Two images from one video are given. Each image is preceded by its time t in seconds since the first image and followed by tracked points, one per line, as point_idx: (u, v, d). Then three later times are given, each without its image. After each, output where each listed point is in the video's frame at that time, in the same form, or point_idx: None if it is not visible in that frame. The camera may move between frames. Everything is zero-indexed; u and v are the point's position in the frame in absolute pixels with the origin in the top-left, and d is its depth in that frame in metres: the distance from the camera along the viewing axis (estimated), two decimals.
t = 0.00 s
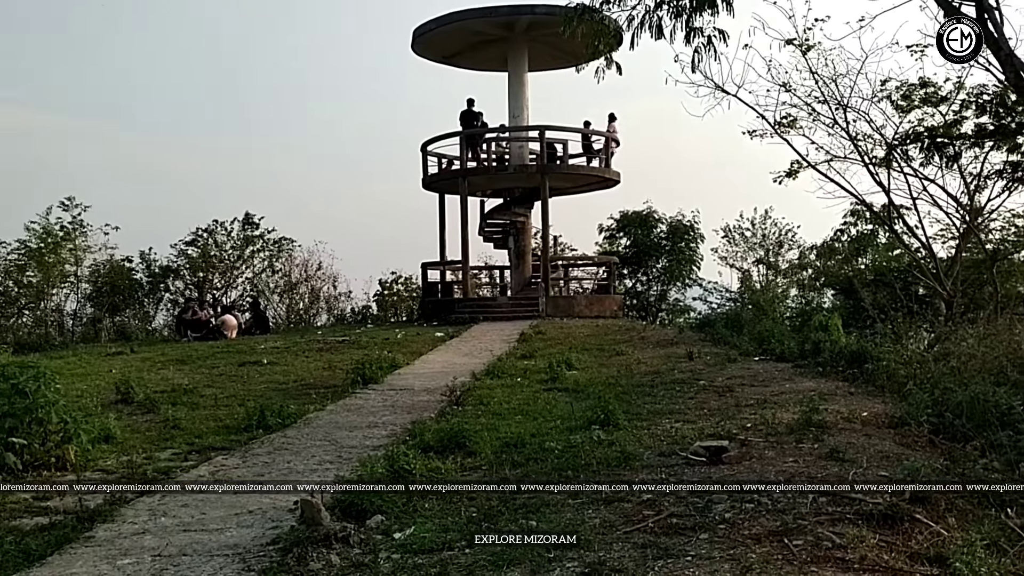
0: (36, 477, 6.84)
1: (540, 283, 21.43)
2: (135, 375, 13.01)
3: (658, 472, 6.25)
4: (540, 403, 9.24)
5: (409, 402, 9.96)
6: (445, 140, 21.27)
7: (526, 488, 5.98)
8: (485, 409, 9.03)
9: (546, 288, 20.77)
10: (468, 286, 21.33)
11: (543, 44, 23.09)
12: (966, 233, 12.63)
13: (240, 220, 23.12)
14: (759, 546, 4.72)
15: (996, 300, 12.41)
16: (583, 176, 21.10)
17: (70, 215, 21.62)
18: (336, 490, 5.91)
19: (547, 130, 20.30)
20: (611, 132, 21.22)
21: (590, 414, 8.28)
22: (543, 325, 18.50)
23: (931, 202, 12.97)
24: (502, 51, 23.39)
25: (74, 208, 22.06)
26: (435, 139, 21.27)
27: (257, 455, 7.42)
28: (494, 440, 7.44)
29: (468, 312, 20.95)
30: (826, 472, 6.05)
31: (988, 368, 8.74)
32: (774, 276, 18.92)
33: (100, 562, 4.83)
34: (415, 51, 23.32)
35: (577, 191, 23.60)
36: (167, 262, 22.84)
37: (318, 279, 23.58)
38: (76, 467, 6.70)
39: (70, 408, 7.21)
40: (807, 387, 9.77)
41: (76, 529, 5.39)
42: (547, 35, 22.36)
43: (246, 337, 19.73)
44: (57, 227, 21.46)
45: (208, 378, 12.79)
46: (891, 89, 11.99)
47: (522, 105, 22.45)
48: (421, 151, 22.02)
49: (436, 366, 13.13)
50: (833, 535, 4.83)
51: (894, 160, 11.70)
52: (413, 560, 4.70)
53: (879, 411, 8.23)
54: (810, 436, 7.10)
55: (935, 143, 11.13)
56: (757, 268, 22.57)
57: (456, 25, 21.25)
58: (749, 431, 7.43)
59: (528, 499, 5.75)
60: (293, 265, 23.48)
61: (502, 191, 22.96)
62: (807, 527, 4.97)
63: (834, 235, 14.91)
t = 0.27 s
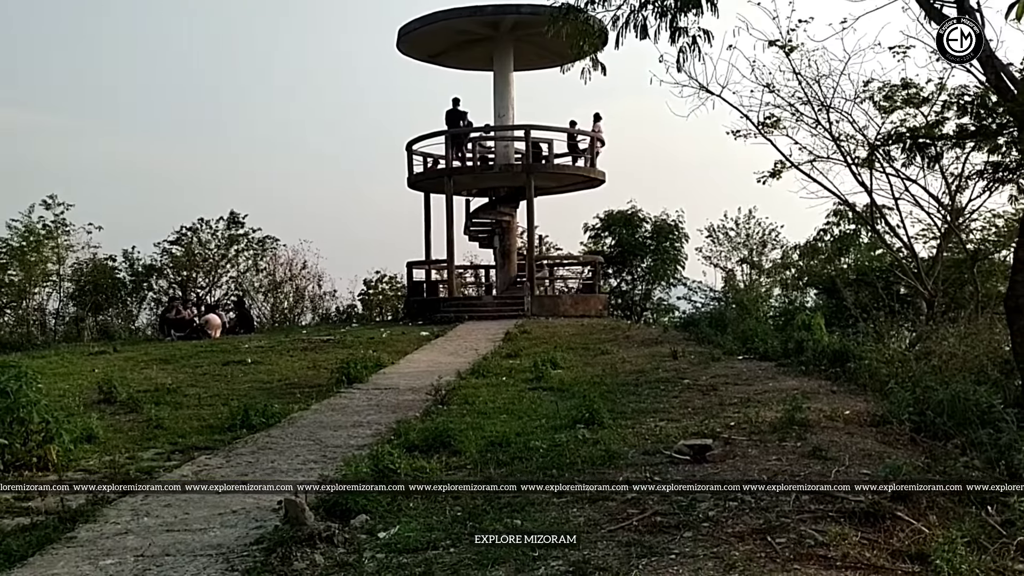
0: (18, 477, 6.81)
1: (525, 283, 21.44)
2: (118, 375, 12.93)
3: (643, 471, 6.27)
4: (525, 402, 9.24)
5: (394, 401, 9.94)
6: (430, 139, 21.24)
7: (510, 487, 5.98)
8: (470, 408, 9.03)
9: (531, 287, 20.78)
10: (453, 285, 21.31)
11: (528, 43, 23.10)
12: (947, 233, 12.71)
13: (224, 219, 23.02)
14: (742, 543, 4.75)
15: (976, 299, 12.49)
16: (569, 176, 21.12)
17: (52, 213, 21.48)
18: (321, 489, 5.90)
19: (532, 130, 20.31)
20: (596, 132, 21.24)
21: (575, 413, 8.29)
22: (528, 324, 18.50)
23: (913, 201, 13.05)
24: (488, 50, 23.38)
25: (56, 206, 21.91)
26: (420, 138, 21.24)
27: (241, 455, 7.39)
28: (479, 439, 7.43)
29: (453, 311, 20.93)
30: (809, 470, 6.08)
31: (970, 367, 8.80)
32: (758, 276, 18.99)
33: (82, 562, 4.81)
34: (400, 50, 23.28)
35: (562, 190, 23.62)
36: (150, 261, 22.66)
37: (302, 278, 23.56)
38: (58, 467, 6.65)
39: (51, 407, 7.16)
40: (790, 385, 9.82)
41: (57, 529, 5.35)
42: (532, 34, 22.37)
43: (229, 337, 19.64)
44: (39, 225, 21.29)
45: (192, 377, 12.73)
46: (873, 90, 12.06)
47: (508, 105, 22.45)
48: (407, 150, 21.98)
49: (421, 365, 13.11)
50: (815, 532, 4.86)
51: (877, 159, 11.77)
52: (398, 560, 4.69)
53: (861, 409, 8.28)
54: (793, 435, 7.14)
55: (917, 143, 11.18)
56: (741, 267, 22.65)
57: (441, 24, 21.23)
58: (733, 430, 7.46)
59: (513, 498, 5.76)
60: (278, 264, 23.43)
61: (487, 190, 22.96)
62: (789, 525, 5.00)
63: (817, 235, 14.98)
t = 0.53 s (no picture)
0: (4, 477, 6.80)
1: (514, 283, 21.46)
2: (105, 375, 12.88)
3: (630, 470, 6.29)
4: (513, 402, 9.25)
5: (382, 401, 9.94)
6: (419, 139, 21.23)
7: (498, 487, 6.00)
8: (458, 408, 9.04)
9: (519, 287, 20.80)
10: (441, 285, 21.31)
11: (516, 44, 23.11)
12: (932, 234, 12.79)
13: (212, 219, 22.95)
14: (728, 542, 4.77)
15: (960, 299, 12.58)
16: (557, 176, 21.14)
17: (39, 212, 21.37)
18: (308, 489, 5.90)
19: (520, 130, 20.32)
20: (584, 133, 21.27)
21: (562, 412, 8.30)
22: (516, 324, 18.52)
23: (899, 202, 13.14)
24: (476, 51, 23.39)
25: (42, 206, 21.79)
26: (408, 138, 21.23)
27: (228, 455, 7.38)
28: (467, 439, 7.44)
29: (442, 311, 20.93)
30: (795, 469, 6.11)
31: (953, 366, 8.86)
32: (745, 276, 19.05)
33: (68, 563, 4.79)
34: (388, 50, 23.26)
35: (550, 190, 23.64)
36: (137, 261, 22.66)
37: (291, 278, 23.50)
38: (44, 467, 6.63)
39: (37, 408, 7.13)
40: (776, 385, 9.87)
41: (43, 530, 5.33)
42: (520, 35, 22.40)
43: (217, 337, 19.59)
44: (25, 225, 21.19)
45: (179, 377, 12.70)
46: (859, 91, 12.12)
47: (496, 105, 22.46)
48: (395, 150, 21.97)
49: (409, 365, 13.11)
50: (801, 531, 4.89)
51: (863, 160, 11.83)
52: (385, 560, 4.70)
53: (846, 408, 8.33)
54: (779, 434, 7.17)
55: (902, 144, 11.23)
56: (728, 267, 22.73)
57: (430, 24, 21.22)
58: (720, 429, 7.49)
59: (501, 497, 5.77)
60: (266, 264, 23.38)
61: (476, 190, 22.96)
62: (775, 523, 5.03)
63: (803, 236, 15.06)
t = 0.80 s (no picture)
0: None
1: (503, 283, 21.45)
2: (92, 377, 12.82)
3: (619, 471, 6.29)
4: (502, 403, 9.24)
5: (371, 402, 9.92)
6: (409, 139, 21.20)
7: (487, 487, 5.99)
8: (447, 409, 9.03)
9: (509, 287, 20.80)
10: (430, 286, 21.29)
11: (505, 44, 23.11)
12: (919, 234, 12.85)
13: (200, 219, 22.87)
14: (717, 542, 4.78)
15: (947, 299, 12.64)
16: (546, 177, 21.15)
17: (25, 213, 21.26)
18: (296, 491, 5.87)
19: (510, 131, 20.32)
20: (573, 133, 21.28)
21: (552, 413, 8.30)
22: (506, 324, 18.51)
23: (886, 202, 13.18)
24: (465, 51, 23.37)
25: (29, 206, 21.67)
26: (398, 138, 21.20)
27: (217, 457, 7.35)
28: (456, 440, 7.43)
29: (431, 311, 20.91)
30: (784, 470, 6.12)
31: (940, 366, 8.90)
32: (734, 276, 19.09)
33: (54, 566, 4.76)
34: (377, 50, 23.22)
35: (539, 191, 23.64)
36: (125, 261, 22.56)
37: (279, 279, 23.44)
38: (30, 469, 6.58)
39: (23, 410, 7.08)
40: (765, 384, 9.90)
41: (29, 533, 5.29)
42: (510, 35, 22.40)
43: (206, 338, 19.51)
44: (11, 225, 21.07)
45: (167, 378, 12.64)
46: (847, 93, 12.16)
47: (485, 106, 22.46)
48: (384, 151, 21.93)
49: (399, 366, 13.09)
50: (789, 531, 4.90)
51: (851, 161, 11.86)
52: (374, 561, 4.68)
53: (835, 408, 8.36)
54: (768, 434, 7.19)
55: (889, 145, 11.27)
56: (717, 268, 22.78)
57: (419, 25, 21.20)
58: (709, 430, 7.50)
59: (490, 498, 5.76)
60: (254, 264, 23.32)
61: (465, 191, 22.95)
62: (764, 523, 5.04)
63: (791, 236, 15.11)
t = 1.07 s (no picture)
0: None
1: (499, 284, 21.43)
2: (86, 378, 12.79)
3: (615, 472, 6.29)
4: (498, 404, 9.23)
5: (367, 403, 9.90)
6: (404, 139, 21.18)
7: (482, 489, 5.98)
8: (443, 409, 9.02)
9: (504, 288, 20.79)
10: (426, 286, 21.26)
11: (501, 45, 23.09)
12: (914, 235, 12.87)
13: (195, 220, 22.81)
14: (713, 543, 4.77)
15: (942, 300, 12.66)
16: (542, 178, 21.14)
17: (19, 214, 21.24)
18: (291, 493, 5.86)
19: (505, 131, 20.31)
20: (569, 134, 21.27)
21: (547, 414, 8.30)
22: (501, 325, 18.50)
23: (881, 203, 13.20)
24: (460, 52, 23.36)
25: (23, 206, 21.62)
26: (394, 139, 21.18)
27: (211, 458, 7.33)
28: (452, 441, 7.42)
29: (427, 312, 20.88)
30: (779, 471, 6.12)
31: (935, 367, 8.91)
32: (729, 277, 19.10)
33: (48, 568, 4.74)
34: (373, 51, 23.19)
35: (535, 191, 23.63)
36: (120, 262, 22.49)
37: (274, 280, 23.27)
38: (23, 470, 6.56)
39: (16, 411, 7.05)
40: (760, 385, 9.90)
41: (23, 534, 5.27)
42: (505, 36, 22.38)
43: (200, 338, 19.47)
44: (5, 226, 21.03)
45: (162, 379, 12.62)
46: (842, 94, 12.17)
47: (481, 106, 22.44)
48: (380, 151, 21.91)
49: (394, 367, 13.08)
50: (786, 532, 4.89)
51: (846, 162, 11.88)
52: (369, 563, 4.67)
53: (830, 409, 8.36)
54: (764, 435, 7.19)
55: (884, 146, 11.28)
56: (713, 268, 22.79)
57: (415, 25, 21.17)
58: (704, 430, 7.50)
59: (486, 500, 5.74)
60: (250, 265, 23.30)
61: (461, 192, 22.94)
62: (760, 524, 5.03)
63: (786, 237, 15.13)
